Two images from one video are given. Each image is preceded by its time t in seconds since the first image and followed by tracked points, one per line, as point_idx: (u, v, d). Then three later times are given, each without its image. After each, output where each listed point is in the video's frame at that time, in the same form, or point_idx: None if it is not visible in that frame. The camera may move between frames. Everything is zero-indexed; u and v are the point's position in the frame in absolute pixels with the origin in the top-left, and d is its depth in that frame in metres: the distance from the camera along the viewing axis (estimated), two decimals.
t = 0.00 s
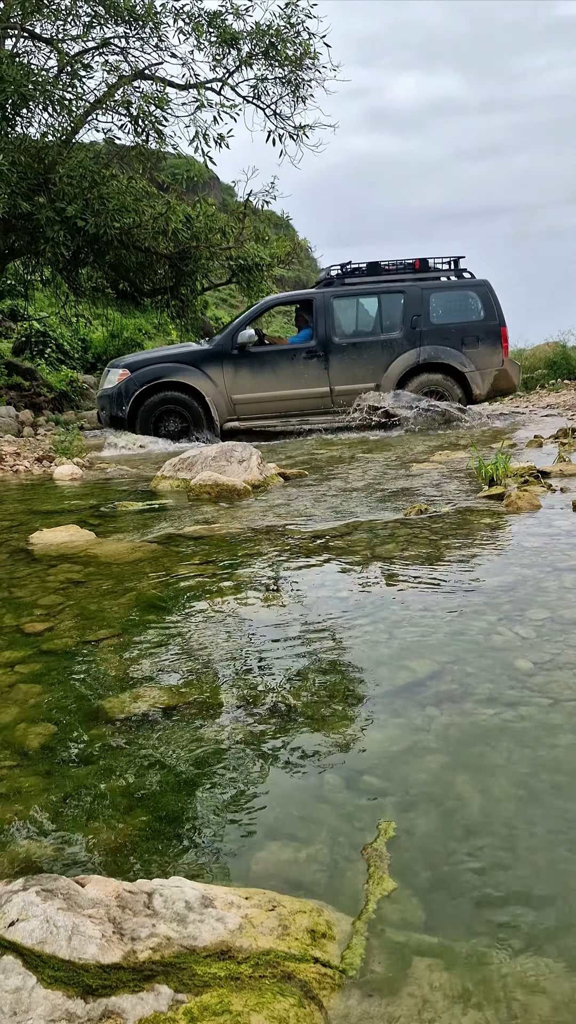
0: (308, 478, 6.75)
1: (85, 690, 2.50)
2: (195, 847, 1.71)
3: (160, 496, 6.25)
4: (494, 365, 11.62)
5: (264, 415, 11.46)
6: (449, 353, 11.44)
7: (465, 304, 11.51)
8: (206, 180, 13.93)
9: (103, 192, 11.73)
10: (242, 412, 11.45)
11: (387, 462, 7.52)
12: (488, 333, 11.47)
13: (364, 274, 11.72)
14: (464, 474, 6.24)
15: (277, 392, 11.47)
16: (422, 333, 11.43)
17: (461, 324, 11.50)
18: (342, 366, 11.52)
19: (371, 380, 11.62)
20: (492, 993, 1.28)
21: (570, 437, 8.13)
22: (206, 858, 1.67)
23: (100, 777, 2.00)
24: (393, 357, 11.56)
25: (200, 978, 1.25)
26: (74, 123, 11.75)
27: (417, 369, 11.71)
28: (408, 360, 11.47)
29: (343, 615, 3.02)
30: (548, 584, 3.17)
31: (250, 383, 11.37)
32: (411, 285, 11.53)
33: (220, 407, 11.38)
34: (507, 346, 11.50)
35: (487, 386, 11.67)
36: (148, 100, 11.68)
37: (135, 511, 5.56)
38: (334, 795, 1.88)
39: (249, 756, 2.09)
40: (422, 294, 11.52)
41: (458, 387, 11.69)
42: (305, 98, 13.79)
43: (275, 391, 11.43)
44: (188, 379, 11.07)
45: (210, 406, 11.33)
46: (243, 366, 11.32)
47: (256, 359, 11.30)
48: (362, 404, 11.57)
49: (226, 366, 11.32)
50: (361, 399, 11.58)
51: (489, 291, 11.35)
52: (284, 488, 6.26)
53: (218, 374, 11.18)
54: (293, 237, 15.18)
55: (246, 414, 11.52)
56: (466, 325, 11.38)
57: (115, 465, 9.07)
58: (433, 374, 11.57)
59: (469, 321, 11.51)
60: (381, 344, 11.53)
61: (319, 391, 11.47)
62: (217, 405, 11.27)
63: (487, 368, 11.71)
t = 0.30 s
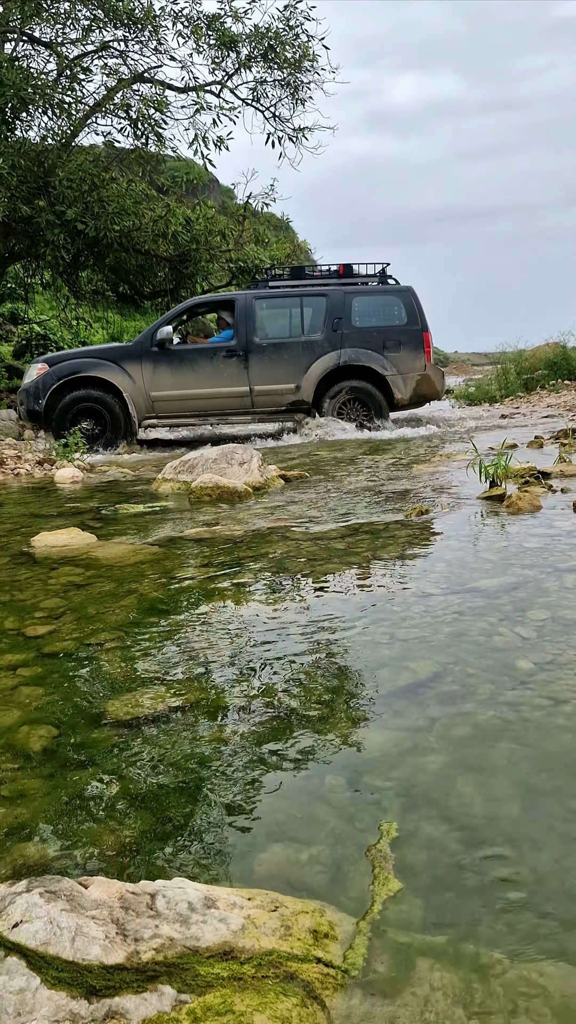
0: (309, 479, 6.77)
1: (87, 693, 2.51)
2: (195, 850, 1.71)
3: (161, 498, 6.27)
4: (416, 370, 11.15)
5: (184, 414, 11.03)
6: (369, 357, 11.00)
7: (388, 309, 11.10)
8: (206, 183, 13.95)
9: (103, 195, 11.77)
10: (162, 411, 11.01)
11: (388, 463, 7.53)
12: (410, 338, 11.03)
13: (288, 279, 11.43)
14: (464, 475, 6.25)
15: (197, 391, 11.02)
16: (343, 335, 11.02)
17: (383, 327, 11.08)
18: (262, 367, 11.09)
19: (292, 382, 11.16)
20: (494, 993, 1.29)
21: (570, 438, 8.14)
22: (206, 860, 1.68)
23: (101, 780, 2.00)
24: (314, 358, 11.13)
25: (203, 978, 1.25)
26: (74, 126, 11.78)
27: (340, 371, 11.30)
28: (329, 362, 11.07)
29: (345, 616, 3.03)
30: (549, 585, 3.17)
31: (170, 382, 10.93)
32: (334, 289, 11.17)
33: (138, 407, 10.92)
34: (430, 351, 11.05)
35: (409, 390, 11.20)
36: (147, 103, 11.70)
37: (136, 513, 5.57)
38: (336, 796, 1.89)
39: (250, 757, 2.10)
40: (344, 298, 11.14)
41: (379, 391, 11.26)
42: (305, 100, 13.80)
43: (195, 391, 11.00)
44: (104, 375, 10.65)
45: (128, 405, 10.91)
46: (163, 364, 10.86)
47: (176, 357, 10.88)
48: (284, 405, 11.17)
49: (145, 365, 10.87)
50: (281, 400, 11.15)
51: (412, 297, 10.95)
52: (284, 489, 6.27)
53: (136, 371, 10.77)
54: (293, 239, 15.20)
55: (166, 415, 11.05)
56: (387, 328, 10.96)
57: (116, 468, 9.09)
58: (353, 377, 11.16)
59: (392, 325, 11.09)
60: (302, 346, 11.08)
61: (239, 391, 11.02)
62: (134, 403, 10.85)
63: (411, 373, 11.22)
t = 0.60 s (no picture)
0: (309, 481, 6.77)
1: (87, 696, 2.51)
2: (191, 854, 1.71)
3: (161, 500, 6.26)
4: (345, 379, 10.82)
5: (109, 419, 10.73)
6: (297, 366, 10.65)
7: (318, 317, 10.77)
8: (206, 185, 13.97)
9: (103, 198, 11.79)
10: (87, 415, 10.72)
11: (388, 466, 7.53)
12: (340, 347, 10.71)
13: (219, 287, 11.12)
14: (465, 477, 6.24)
15: (123, 395, 10.71)
16: (272, 344, 10.65)
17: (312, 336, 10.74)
18: (189, 373, 10.75)
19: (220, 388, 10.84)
20: (493, 998, 1.28)
21: (570, 440, 8.13)
22: (203, 865, 1.67)
23: (99, 784, 2.00)
24: (242, 366, 10.77)
25: (201, 984, 1.25)
26: (74, 129, 11.81)
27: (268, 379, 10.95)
28: (256, 370, 10.71)
29: (344, 619, 3.03)
30: (549, 587, 3.17)
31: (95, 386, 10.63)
32: (265, 296, 10.84)
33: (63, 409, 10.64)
34: (361, 360, 10.73)
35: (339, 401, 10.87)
36: (147, 105, 11.72)
37: (136, 516, 5.57)
38: (334, 801, 1.88)
39: (250, 759, 2.10)
40: (274, 305, 10.78)
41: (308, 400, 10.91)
42: (305, 102, 13.80)
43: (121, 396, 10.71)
44: (28, 377, 10.40)
45: (53, 407, 10.63)
46: (89, 366, 10.58)
47: (102, 360, 10.58)
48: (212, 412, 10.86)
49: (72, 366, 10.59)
50: (207, 407, 10.81)
51: (342, 305, 10.65)
52: (284, 491, 6.27)
53: (60, 373, 10.49)
54: (293, 241, 15.22)
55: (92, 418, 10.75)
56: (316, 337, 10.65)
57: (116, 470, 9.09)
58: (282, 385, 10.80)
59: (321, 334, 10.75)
60: (230, 353, 10.75)
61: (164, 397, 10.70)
62: (59, 406, 10.57)
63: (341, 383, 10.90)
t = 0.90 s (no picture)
0: (308, 484, 6.77)
1: (86, 700, 2.51)
2: (190, 860, 1.70)
3: (161, 504, 6.25)
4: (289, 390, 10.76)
5: (50, 418, 10.64)
6: (240, 374, 10.56)
7: (265, 326, 10.69)
8: (205, 188, 13.99)
9: (102, 201, 11.80)
10: (27, 413, 10.64)
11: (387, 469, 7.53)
12: (286, 358, 10.66)
13: (168, 289, 11.00)
14: (464, 480, 6.26)
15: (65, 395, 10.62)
16: (216, 350, 10.58)
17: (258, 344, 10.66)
18: (132, 376, 10.65)
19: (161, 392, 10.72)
20: (493, 1003, 1.28)
21: (570, 443, 8.14)
22: (202, 871, 1.66)
23: (97, 789, 1.99)
24: (185, 372, 10.66)
25: (200, 991, 1.25)
26: (73, 132, 11.83)
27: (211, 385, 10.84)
28: (198, 375, 10.59)
29: (344, 622, 3.03)
30: (548, 591, 3.16)
31: (38, 385, 10.55)
32: (213, 302, 10.75)
33: (5, 406, 10.60)
34: (305, 372, 10.69)
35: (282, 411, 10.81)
36: (146, 108, 11.74)
37: (135, 519, 5.56)
38: (333, 806, 1.87)
39: (248, 764, 2.09)
40: (222, 312, 10.69)
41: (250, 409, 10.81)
42: (304, 105, 13.84)
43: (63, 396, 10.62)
44: None
45: None
46: (31, 365, 10.51)
47: (45, 359, 10.50)
48: (152, 415, 10.74)
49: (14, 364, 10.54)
50: (149, 410, 10.71)
51: (290, 315, 10.61)
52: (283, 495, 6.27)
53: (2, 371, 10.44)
54: (292, 244, 15.24)
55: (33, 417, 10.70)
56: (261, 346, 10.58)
57: (115, 474, 9.09)
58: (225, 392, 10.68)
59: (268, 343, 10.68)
60: (173, 357, 10.64)
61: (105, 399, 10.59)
62: None
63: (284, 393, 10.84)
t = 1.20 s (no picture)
0: (308, 486, 6.79)
1: (87, 703, 2.51)
2: (190, 862, 1.70)
3: (161, 507, 6.25)
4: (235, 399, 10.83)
5: None
6: (185, 382, 10.60)
7: (212, 335, 10.77)
8: (205, 191, 14.03)
9: (102, 205, 11.82)
10: None
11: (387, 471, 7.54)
12: (232, 367, 10.74)
13: (115, 297, 10.99)
14: (465, 481, 6.28)
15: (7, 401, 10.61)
16: (161, 359, 10.60)
17: (204, 354, 10.72)
18: (75, 384, 10.63)
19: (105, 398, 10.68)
20: (497, 1005, 1.27)
21: (570, 445, 8.15)
22: (204, 874, 1.66)
23: (97, 792, 1.99)
24: (129, 380, 10.65)
25: (203, 994, 1.24)
26: (73, 136, 11.85)
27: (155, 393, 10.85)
28: (143, 383, 10.57)
29: (345, 624, 3.03)
30: (550, 592, 3.16)
31: None
32: (159, 310, 10.79)
33: None
34: (251, 382, 10.77)
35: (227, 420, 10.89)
36: (146, 112, 11.77)
37: (135, 522, 5.57)
38: (334, 809, 1.87)
39: (248, 766, 2.09)
40: (169, 320, 10.74)
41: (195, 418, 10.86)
42: (303, 109, 13.88)
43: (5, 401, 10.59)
44: None
45: None
46: None
47: None
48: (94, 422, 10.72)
49: None
50: (92, 418, 10.66)
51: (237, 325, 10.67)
52: (283, 497, 6.27)
53: None
54: (292, 247, 15.29)
55: None
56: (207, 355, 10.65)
57: (115, 477, 9.10)
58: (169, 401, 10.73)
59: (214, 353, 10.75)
60: (117, 365, 10.63)
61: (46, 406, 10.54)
62: None
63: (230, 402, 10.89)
